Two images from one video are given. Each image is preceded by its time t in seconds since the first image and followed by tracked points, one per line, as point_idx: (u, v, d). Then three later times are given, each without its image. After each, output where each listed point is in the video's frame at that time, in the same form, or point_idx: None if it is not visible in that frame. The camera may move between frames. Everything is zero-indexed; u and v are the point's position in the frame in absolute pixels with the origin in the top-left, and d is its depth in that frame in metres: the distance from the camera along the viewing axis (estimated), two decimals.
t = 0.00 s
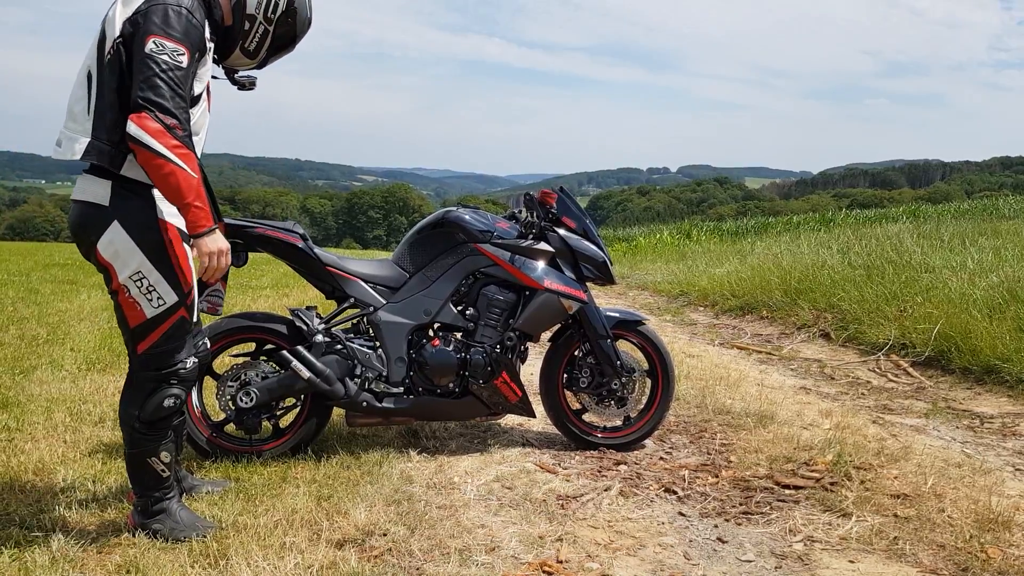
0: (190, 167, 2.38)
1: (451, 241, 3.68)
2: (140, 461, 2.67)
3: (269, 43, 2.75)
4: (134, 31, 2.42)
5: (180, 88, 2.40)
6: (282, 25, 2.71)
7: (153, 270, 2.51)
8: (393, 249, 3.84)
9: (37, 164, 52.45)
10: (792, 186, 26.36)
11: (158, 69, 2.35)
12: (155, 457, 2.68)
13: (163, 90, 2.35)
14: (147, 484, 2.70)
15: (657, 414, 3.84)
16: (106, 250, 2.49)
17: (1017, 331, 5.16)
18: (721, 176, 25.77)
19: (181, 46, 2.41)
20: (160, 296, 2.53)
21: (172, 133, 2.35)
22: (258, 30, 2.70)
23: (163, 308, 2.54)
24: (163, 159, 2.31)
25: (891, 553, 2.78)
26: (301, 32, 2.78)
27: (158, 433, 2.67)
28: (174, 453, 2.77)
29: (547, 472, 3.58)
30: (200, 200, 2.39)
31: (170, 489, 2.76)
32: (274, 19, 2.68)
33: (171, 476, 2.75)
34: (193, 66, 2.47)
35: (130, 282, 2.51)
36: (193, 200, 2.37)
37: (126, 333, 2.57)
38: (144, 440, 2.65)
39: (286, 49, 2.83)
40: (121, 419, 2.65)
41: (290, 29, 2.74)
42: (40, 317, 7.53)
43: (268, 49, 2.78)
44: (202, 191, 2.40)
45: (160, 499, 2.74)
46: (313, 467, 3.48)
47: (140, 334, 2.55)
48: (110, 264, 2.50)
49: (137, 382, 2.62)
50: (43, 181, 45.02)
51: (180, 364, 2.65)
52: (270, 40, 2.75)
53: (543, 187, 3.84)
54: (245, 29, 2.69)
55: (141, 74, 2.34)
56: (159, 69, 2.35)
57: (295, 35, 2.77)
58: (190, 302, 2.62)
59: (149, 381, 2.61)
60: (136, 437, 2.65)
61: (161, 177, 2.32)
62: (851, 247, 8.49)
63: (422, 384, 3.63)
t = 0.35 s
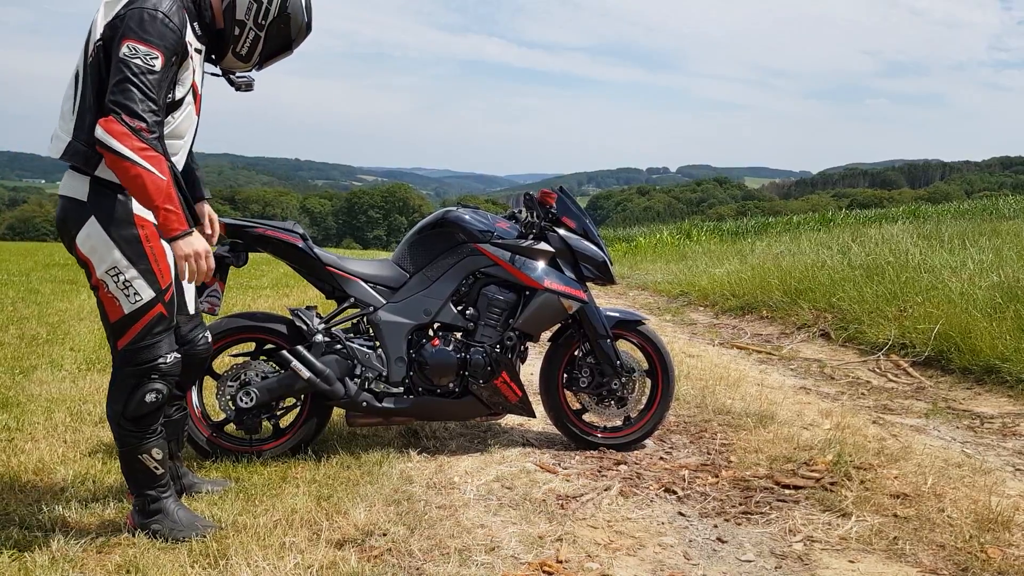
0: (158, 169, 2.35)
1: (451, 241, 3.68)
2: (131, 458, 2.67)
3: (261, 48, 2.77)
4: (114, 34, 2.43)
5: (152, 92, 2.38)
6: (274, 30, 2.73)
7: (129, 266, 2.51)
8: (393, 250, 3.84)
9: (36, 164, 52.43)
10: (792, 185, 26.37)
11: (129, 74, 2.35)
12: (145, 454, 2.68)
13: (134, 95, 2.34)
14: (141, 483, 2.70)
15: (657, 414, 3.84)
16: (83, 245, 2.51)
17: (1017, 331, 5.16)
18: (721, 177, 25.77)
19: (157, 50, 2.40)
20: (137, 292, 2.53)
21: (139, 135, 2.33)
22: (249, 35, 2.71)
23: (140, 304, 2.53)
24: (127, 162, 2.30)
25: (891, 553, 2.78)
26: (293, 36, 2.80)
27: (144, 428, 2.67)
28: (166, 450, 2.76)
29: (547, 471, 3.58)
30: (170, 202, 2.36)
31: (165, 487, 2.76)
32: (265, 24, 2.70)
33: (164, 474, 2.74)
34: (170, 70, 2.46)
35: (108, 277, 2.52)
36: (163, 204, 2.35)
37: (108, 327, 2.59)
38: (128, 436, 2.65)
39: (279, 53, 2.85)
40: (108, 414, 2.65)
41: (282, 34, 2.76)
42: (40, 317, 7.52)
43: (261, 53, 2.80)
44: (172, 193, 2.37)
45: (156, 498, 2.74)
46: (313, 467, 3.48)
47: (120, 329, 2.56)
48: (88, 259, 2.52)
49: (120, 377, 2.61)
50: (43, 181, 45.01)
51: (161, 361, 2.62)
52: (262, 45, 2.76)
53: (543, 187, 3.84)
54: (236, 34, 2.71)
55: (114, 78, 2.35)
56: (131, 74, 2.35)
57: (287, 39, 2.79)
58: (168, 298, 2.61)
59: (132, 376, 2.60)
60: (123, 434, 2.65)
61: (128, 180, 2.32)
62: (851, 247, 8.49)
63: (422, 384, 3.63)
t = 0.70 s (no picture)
0: (142, 156, 2.35)
1: (451, 241, 3.68)
2: (142, 454, 2.68)
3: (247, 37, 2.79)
4: (103, 28, 2.44)
5: (138, 81, 2.38)
6: (258, 20, 2.75)
7: (140, 262, 2.53)
8: (393, 249, 3.84)
9: (36, 164, 52.44)
10: (792, 185, 26.38)
11: (116, 64, 2.35)
12: (154, 451, 2.69)
13: (121, 85, 2.34)
14: (146, 480, 2.71)
15: (657, 414, 3.84)
16: (97, 244, 2.55)
17: (1017, 331, 5.17)
18: (721, 176, 25.77)
19: (143, 40, 2.40)
20: (149, 286, 2.56)
21: (124, 123, 2.33)
22: (235, 26, 2.73)
23: (154, 298, 2.56)
24: (111, 149, 2.31)
25: (891, 553, 2.78)
26: (278, 23, 2.81)
27: (159, 425, 2.68)
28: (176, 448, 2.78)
29: (547, 472, 3.58)
30: (151, 188, 2.36)
31: (170, 486, 2.76)
32: (249, 13, 2.72)
33: (170, 473, 2.75)
34: (157, 60, 2.46)
35: (122, 275, 2.55)
36: (144, 190, 2.34)
37: (126, 324, 2.62)
38: (143, 433, 2.66)
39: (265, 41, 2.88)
40: (122, 411, 2.67)
41: (266, 22, 2.77)
42: (41, 317, 7.52)
43: (248, 42, 2.82)
44: (155, 181, 2.37)
45: (159, 498, 2.73)
46: (313, 467, 3.48)
47: (137, 326, 2.59)
48: (102, 258, 2.55)
49: (139, 374, 2.63)
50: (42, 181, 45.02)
51: (178, 356, 2.64)
52: (248, 34, 2.78)
53: (543, 187, 3.84)
54: (222, 27, 2.73)
55: (102, 69, 2.36)
56: (118, 64, 2.35)
57: (272, 26, 2.80)
58: (180, 292, 2.64)
59: (149, 372, 2.62)
60: (136, 430, 2.66)
61: (111, 166, 2.32)
62: (851, 247, 8.49)
63: (422, 384, 3.63)
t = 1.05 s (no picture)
0: (173, 145, 2.37)
1: (451, 240, 3.69)
2: (147, 451, 2.69)
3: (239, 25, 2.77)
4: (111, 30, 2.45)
5: (156, 74, 2.40)
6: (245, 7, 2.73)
7: (154, 260, 2.54)
8: (393, 249, 3.84)
9: (37, 164, 52.46)
10: (793, 186, 26.37)
11: (132, 60, 2.36)
12: (161, 448, 2.70)
13: (140, 79, 2.36)
14: (152, 477, 2.71)
15: (657, 414, 3.84)
16: (110, 245, 2.57)
17: (1017, 331, 5.17)
18: (721, 176, 25.76)
19: (154, 36, 2.41)
20: (163, 284, 2.56)
21: (149, 116, 2.35)
22: (225, 15, 2.72)
23: (168, 295, 2.56)
24: (142, 142, 2.32)
25: (891, 552, 2.78)
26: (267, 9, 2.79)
27: (169, 423, 2.70)
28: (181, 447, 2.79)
29: (547, 472, 3.58)
30: (189, 175, 2.39)
31: (172, 485, 2.77)
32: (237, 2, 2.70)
33: (175, 471, 2.76)
34: (168, 55, 2.47)
35: (136, 274, 2.56)
36: (183, 178, 2.37)
37: (141, 324, 2.63)
38: (155, 429, 2.68)
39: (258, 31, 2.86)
40: (134, 407, 2.67)
41: (256, 8, 2.76)
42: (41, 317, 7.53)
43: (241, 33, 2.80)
44: (190, 168, 2.40)
45: (161, 496, 2.74)
46: (313, 467, 3.48)
47: (150, 324, 2.59)
48: (116, 258, 2.57)
49: (152, 372, 2.63)
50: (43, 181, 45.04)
51: (193, 353, 2.64)
52: (240, 23, 2.76)
53: (543, 187, 3.84)
54: (212, 19, 2.72)
55: (118, 67, 2.37)
56: (134, 61, 2.37)
57: (262, 13, 2.78)
58: (194, 289, 2.65)
59: (163, 370, 2.62)
60: (147, 426, 2.67)
61: (144, 160, 2.34)
62: (851, 247, 8.49)
63: (422, 384, 3.63)
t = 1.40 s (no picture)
0: (140, 151, 2.36)
1: (451, 240, 3.69)
2: (147, 447, 2.69)
3: (239, 23, 2.74)
4: (100, 34, 2.47)
5: (131, 80, 2.39)
6: (245, 8, 2.73)
7: (148, 259, 2.54)
8: (393, 249, 3.84)
9: (37, 164, 52.44)
10: (793, 186, 26.37)
11: (108, 66, 2.37)
12: (160, 445, 2.70)
13: (115, 85, 2.35)
14: (151, 474, 2.71)
15: (657, 413, 3.84)
16: (107, 243, 2.57)
17: (1017, 331, 5.17)
18: (721, 176, 25.75)
19: (133, 41, 2.40)
20: (157, 282, 2.56)
21: (119, 122, 2.35)
22: (222, 15, 2.71)
23: (161, 293, 2.57)
24: (110, 148, 2.33)
25: (891, 553, 2.78)
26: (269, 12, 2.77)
27: (166, 419, 2.71)
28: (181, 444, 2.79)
29: (547, 471, 3.58)
30: (156, 181, 2.37)
31: (172, 484, 2.76)
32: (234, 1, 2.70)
33: (175, 469, 2.76)
34: (150, 60, 2.45)
35: (131, 272, 2.56)
36: (150, 184, 2.36)
37: (137, 321, 2.64)
38: (152, 425, 2.69)
39: (262, 35, 2.84)
40: (132, 404, 2.69)
41: (256, 10, 2.74)
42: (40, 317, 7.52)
43: (242, 33, 2.78)
44: (158, 174, 2.38)
45: (162, 494, 2.74)
46: (313, 467, 3.48)
47: (145, 322, 2.60)
48: (112, 256, 2.57)
49: (149, 368, 2.65)
50: (42, 180, 45.01)
51: (187, 350, 2.65)
52: (239, 23, 2.75)
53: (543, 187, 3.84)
54: (211, 19, 2.72)
55: (97, 73, 2.38)
56: (111, 66, 2.37)
57: (263, 15, 2.76)
58: (187, 287, 2.65)
59: (159, 366, 2.64)
60: (144, 423, 2.68)
61: (114, 165, 2.35)
62: (852, 247, 8.49)
63: (422, 384, 3.63)
